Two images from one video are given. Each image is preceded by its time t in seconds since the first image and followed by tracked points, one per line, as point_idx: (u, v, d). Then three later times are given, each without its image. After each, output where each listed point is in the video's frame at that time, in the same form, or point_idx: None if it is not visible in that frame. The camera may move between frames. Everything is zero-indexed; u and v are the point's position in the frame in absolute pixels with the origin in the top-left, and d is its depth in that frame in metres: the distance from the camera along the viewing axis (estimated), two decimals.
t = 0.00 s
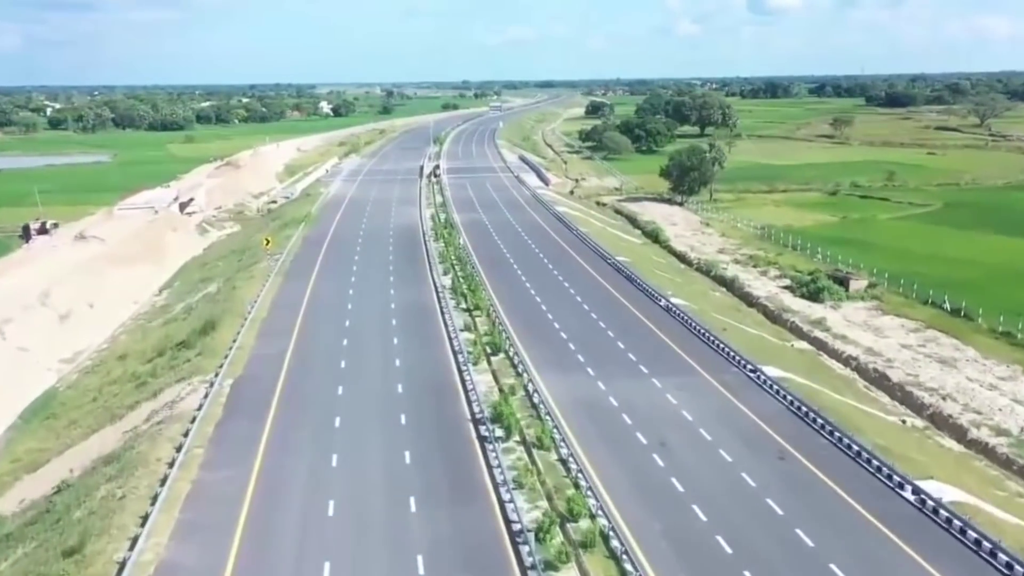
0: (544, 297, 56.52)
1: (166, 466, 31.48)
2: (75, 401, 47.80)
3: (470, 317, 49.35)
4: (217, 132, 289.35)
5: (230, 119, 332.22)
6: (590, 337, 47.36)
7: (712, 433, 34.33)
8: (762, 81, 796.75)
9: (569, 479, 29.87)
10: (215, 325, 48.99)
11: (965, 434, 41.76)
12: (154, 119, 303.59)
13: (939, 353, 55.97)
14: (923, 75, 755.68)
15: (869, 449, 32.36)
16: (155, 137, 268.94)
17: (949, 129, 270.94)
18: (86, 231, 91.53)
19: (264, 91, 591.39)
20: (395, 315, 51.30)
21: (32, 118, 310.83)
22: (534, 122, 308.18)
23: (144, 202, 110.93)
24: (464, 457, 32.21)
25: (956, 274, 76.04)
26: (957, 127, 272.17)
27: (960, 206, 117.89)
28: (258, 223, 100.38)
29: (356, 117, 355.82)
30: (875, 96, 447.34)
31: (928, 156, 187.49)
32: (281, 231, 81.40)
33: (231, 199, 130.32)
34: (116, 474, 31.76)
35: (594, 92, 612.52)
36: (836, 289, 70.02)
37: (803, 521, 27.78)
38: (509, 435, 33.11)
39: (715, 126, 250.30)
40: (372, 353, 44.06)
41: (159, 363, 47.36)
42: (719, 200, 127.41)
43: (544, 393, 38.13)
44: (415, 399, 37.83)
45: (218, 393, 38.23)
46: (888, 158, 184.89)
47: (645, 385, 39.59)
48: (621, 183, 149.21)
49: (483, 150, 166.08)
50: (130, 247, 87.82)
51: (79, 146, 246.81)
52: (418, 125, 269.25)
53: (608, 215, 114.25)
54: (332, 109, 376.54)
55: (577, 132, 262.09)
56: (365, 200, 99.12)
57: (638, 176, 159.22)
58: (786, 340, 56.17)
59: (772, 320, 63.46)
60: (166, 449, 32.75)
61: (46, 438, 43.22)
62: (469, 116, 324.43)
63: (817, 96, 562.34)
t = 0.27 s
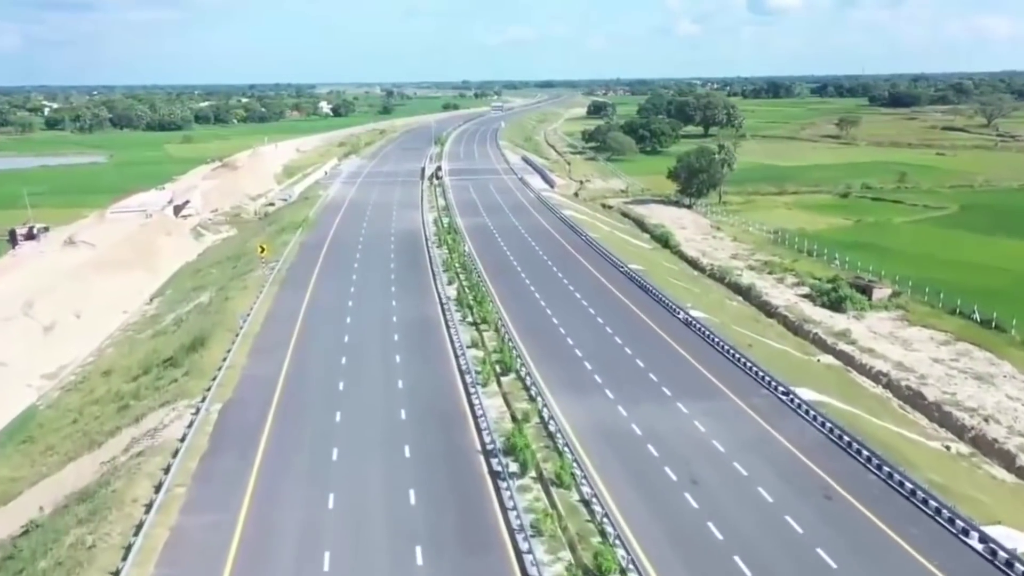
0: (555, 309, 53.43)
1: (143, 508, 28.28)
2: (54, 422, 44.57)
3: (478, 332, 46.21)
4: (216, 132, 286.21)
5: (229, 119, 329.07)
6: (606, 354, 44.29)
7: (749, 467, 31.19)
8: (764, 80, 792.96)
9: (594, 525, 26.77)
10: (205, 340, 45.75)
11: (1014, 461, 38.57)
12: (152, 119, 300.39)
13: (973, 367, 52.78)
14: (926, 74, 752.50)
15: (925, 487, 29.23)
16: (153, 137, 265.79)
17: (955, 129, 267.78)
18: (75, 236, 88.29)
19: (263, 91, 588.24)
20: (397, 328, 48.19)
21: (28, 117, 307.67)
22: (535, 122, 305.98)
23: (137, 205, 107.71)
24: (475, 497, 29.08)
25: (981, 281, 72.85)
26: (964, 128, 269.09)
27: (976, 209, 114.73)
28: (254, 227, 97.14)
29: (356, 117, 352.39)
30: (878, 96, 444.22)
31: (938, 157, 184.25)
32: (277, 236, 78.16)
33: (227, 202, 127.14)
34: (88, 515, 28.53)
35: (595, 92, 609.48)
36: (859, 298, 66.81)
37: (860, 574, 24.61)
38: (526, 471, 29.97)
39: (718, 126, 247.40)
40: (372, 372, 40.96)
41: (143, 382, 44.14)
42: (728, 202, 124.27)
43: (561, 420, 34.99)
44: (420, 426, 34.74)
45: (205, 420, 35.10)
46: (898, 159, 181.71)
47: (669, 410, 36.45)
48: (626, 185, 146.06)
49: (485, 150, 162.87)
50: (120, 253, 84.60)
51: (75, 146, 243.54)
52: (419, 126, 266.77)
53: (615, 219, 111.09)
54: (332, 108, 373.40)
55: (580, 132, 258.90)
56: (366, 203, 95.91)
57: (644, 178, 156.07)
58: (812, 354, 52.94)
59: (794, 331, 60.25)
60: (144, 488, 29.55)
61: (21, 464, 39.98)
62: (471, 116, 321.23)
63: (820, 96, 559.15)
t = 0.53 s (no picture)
0: (564, 324, 50.38)
1: (110, 562, 25.03)
2: (24, 448, 41.19)
3: (483, 351, 43.05)
4: (210, 132, 282.77)
5: (223, 119, 325.71)
6: (621, 375, 41.17)
7: (789, 509, 28.03)
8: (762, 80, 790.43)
9: None
10: (188, 359, 42.44)
11: None
12: (145, 119, 296.98)
13: (1007, 385, 49.66)
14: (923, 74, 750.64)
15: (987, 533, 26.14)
16: (146, 137, 262.30)
17: (958, 129, 265.03)
18: (59, 241, 84.89)
19: (258, 91, 584.66)
20: (396, 344, 45.06)
21: (21, 117, 304.06)
22: (533, 122, 303.23)
23: (125, 209, 104.31)
24: (485, 544, 26.00)
25: (1004, 288, 69.84)
26: (966, 128, 266.62)
27: (989, 212, 111.78)
28: (246, 231, 93.77)
29: (351, 117, 348.74)
30: (877, 96, 441.86)
31: (943, 158, 181.44)
32: (269, 242, 74.84)
33: (219, 205, 123.85)
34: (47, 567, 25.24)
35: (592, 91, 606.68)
36: (879, 306, 63.69)
37: None
38: (541, 515, 26.81)
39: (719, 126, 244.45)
40: (369, 395, 37.81)
41: (121, 404, 40.77)
42: (733, 204, 121.22)
43: (577, 452, 31.84)
44: (422, 461, 31.56)
45: (185, 452, 31.91)
46: (902, 160, 178.78)
47: (695, 439, 33.26)
48: (628, 187, 142.89)
49: (483, 151, 159.54)
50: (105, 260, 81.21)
51: (67, 146, 240.07)
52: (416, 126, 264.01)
53: (619, 222, 107.91)
54: (327, 108, 370.15)
55: (578, 132, 255.82)
56: (362, 207, 92.60)
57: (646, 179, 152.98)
58: (837, 372, 49.73)
59: (815, 344, 57.05)
60: (112, 537, 26.27)
61: None
62: (468, 116, 317.90)
63: (818, 95, 557.12)
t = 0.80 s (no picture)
0: (575, 340, 47.29)
1: None
2: None
3: (490, 372, 39.87)
4: (204, 132, 279.04)
5: (218, 118, 322.01)
6: (640, 398, 38.06)
7: (839, 562, 24.87)
8: (760, 80, 787.58)
9: None
10: (169, 380, 39.30)
11: None
12: (138, 119, 293.18)
13: None
14: (922, 74, 748.32)
15: None
16: (139, 137, 258.61)
17: (961, 129, 261.94)
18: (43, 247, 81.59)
19: (254, 90, 580.52)
20: (396, 362, 41.94)
21: (12, 117, 300.07)
22: (531, 121, 300.02)
23: (113, 212, 100.93)
24: None
25: None
26: (969, 128, 263.89)
27: (1003, 214, 108.80)
28: (238, 235, 90.47)
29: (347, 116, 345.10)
30: (877, 96, 439.27)
31: (950, 158, 178.62)
32: (261, 248, 71.62)
33: (211, 208, 120.51)
34: None
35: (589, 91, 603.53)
36: (902, 317, 60.57)
37: None
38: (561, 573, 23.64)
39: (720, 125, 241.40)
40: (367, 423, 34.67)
41: (96, 431, 37.49)
42: (739, 207, 118.15)
43: (598, 492, 28.68)
44: (427, 503, 28.38)
45: (163, 494, 28.76)
46: (908, 160, 175.71)
47: (726, 476, 30.16)
48: (631, 188, 139.66)
49: (483, 152, 156.20)
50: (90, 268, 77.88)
51: (58, 146, 236.23)
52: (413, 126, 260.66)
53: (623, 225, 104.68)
54: (324, 108, 366.57)
55: (578, 132, 252.59)
56: (358, 210, 89.26)
57: (648, 181, 149.75)
58: (866, 390, 46.57)
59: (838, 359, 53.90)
60: None
61: None
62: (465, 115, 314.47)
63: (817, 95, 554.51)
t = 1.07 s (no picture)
0: (588, 361, 43.73)
1: None
2: None
3: (498, 401, 36.28)
4: (198, 133, 275.07)
5: (212, 119, 318.05)
6: (665, 431, 34.56)
7: None
8: (758, 79, 784.74)
9: None
10: (145, 408, 35.67)
11: None
12: (132, 119, 289.11)
13: None
14: (920, 74, 746.28)
15: None
16: (132, 137, 254.63)
17: (964, 129, 258.91)
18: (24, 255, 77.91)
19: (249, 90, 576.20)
20: (394, 387, 38.42)
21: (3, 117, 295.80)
22: (529, 121, 296.71)
23: (100, 216, 97.21)
24: None
25: None
26: (972, 128, 261.15)
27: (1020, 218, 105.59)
28: (228, 241, 86.84)
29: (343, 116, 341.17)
30: (876, 96, 436.72)
31: (957, 159, 175.58)
32: (251, 256, 67.99)
33: (202, 211, 116.80)
34: None
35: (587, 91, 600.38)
36: (931, 330, 57.14)
37: None
38: None
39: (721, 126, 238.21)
40: (364, 462, 31.07)
41: (62, 466, 33.73)
42: (747, 210, 114.77)
43: (628, 550, 25.06)
44: (432, 562, 24.75)
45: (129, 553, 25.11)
46: (915, 162, 172.70)
47: (771, 528, 26.59)
48: (634, 191, 136.32)
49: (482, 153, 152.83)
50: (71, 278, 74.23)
51: (49, 147, 232.06)
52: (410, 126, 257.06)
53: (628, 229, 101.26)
54: (319, 108, 362.82)
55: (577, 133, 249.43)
56: (353, 215, 85.66)
57: (651, 184, 146.43)
58: (904, 414, 43.06)
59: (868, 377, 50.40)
60: None
61: None
62: (463, 116, 310.75)
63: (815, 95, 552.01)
